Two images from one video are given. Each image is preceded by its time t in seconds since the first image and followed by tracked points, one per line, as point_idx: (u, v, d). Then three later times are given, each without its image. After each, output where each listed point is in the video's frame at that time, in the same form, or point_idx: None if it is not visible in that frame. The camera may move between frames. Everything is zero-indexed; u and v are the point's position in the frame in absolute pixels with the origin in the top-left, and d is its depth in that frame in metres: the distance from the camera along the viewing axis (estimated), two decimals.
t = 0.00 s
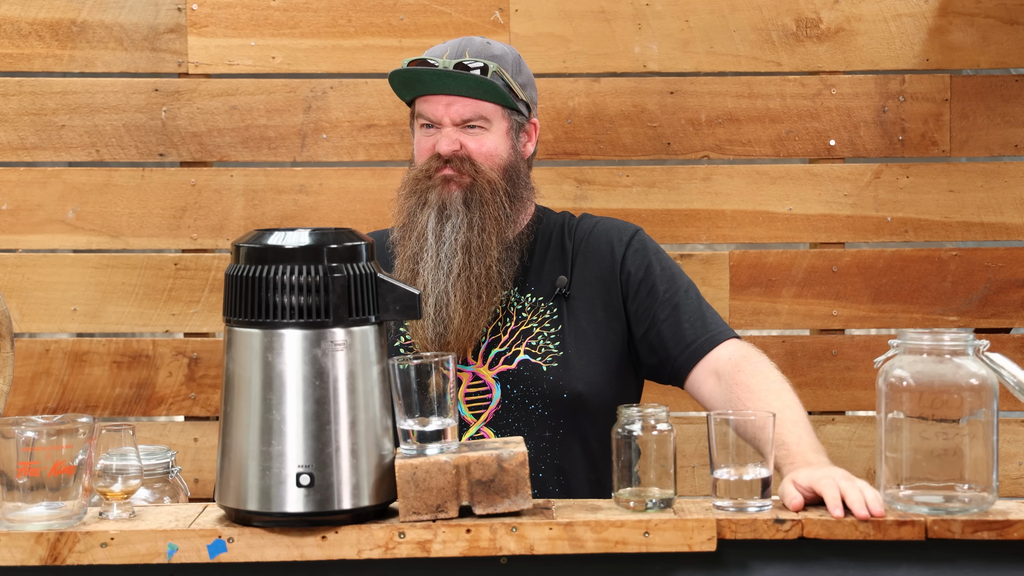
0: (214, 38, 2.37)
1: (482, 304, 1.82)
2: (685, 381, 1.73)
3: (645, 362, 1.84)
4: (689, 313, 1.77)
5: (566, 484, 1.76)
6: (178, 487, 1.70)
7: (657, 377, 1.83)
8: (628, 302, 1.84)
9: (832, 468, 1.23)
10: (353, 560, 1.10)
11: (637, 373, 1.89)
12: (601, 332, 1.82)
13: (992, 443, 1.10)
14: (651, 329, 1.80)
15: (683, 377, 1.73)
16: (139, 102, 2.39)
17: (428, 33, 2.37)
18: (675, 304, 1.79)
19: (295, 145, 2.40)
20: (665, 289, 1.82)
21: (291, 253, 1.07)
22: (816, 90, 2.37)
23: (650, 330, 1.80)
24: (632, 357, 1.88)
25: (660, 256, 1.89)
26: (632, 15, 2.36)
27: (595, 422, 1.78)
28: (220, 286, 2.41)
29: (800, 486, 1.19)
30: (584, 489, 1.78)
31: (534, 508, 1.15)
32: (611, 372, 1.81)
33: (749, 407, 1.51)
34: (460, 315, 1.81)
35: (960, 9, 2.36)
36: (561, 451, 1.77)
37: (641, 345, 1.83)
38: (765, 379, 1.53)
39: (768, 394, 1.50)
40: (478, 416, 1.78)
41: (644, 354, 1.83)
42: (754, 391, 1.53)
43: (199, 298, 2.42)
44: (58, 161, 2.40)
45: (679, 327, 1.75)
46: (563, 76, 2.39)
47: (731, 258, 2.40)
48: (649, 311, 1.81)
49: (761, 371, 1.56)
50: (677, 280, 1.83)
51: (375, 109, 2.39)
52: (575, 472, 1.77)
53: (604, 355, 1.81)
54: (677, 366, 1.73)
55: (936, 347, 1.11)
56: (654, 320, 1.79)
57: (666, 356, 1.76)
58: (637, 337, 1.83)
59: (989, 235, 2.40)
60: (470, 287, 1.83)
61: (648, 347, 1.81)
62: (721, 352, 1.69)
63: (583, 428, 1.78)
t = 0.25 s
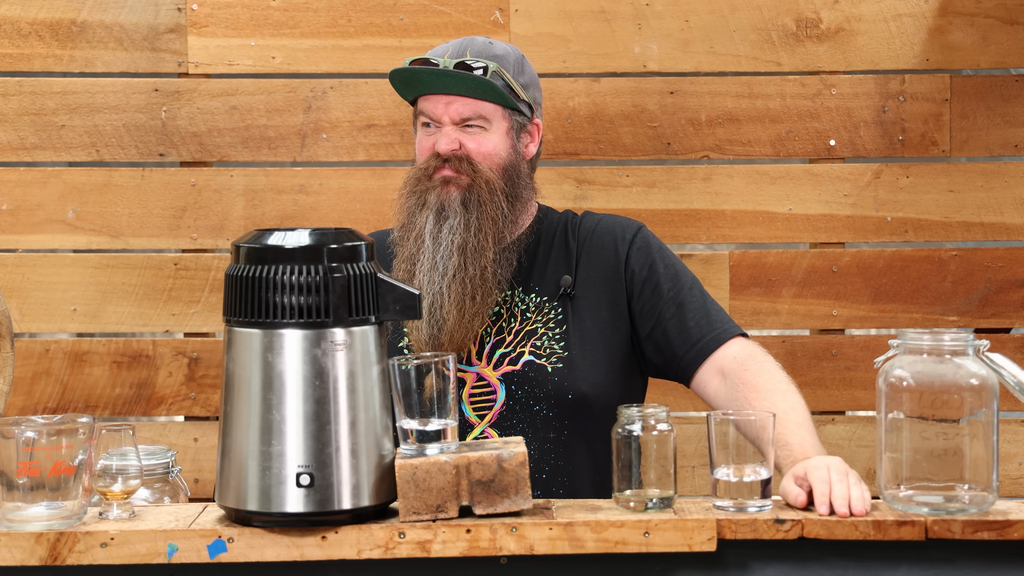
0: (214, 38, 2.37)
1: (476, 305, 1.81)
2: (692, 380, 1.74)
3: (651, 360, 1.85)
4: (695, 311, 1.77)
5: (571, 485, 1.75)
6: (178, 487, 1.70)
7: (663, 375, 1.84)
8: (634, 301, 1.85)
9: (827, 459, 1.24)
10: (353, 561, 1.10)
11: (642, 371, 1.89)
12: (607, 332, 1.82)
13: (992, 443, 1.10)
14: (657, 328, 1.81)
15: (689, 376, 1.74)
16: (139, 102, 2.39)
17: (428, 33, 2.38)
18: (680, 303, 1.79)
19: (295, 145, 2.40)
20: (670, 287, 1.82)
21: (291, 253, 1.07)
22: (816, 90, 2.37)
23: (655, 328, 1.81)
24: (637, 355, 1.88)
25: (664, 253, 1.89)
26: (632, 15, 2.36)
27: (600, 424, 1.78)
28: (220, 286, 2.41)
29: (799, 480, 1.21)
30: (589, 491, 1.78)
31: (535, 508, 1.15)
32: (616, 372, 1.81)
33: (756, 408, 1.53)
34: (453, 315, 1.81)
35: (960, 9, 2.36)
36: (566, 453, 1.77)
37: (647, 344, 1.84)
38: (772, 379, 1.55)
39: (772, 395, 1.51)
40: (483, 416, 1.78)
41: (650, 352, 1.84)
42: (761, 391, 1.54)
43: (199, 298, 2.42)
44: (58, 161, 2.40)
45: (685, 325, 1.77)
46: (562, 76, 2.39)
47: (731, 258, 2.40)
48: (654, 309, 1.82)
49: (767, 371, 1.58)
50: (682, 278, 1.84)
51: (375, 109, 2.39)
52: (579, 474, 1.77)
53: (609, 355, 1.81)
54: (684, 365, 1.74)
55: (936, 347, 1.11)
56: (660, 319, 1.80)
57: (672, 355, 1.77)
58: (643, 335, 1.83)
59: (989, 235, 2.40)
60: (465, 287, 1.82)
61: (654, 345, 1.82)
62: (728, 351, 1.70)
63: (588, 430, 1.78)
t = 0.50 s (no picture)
0: (214, 38, 2.37)
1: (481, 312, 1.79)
2: (694, 380, 1.75)
3: (653, 361, 1.85)
4: (697, 311, 1.78)
5: (571, 486, 1.76)
6: (178, 488, 1.70)
7: (665, 375, 1.84)
8: (634, 301, 1.85)
9: (828, 459, 1.24)
10: (353, 561, 1.10)
11: (643, 371, 1.90)
12: (607, 333, 1.82)
13: (992, 443, 1.10)
14: (659, 328, 1.81)
15: (692, 376, 1.74)
16: (139, 102, 2.39)
17: (428, 33, 2.38)
18: (682, 303, 1.80)
19: (295, 145, 2.40)
20: (671, 287, 1.82)
21: (291, 253, 1.07)
22: (816, 90, 2.37)
23: (657, 328, 1.81)
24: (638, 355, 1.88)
25: (665, 252, 1.89)
26: (632, 15, 2.36)
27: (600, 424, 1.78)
28: (220, 286, 2.41)
29: (800, 480, 1.21)
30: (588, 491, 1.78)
31: (534, 508, 1.15)
32: (616, 373, 1.81)
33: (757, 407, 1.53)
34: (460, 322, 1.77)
35: (960, 9, 2.36)
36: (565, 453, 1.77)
37: (648, 344, 1.83)
38: (772, 380, 1.55)
39: (773, 396, 1.52)
40: (482, 417, 1.78)
41: (651, 353, 1.84)
42: (763, 390, 1.55)
43: (199, 298, 2.42)
44: (58, 161, 2.40)
45: (687, 325, 1.77)
46: (562, 76, 2.39)
47: (731, 258, 2.40)
48: (655, 310, 1.82)
49: (768, 372, 1.58)
50: (683, 278, 1.84)
51: (374, 109, 2.39)
52: (578, 474, 1.77)
53: (610, 356, 1.81)
54: (686, 365, 1.75)
55: (936, 347, 1.11)
56: (662, 319, 1.80)
57: (674, 355, 1.78)
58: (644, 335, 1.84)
59: (989, 235, 2.40)
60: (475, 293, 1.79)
61: (655, 345, 1.82)
62: (730, 351, 1.70)
63: (586, 431, 1.78)
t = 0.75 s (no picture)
0: (214, 38, 2.37)
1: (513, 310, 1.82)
2: (693, 382, 1.74)
3: (651, 363, 1.85)
4: (696, 313, 1.78)
5: (568, 487, 1.75)
6: (178, 488, 1.70)
7: (664, 377, 1.84)
8: (633, 302, 1.85)
9: (827, 459, 1.24)
10: (353, 561, 1.10)
11: (642, 373, 1.89)
12: (606, 334, 1.83)
13: (992, 443, 1.10)
14: (658, 330, 1.81)
15: (691, 378, 1.74)
16: (139, 102, 2.39)
17: (428, 33, 2.38)
18: (681, 305, 1.80)
19: (295, 145, 2.40)
20: (670, 289, 1.83)
21: (291, 253, 1.07)
22: (816, 90, 2.37)
23: (656, 330, 1.81)
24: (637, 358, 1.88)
25: (665, 255, 1.89)
26: (632, 15, 2.36)
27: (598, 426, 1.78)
28: (220, 286, 2.41)
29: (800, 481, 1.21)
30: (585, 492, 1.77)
31: (534, 509, 1.15)
32: (613, 374, 1.81)
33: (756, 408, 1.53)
34: (495, 319, 1.79)
35: (960, 9, 2.36)
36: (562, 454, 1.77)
37: (647, 346, 1.83)
38: (771, 381, 1.55)
39: (771, 397, 1.52)
40: (479, 418, 1.77)
41: (650, 355, 1.84)
42: (761, 392, 1.55)
43: (199, 298, 2.42)
44: (58, 161, 2.40)
45: (686, 327, 1.77)
46: (562, 76, 2.39)
47: (731, 258, 2.40)
48: (654, 312, 1.82)
49: (767, 373, 1.58)
50: (682, 280, 1.84)
51: (374, 109, 2.39)
52: (576, 475, 1.77)
53: (609, 357, 1.82)
54: (685, 367, 1.75)
55: (936, 347, 1.11)
56: (661, 321, 1.80)
57: (673, 357, 1.78)
58: (643, 338, 1.84)
59: (989, 235, 2.40)
60: (506, 289, 1.83)
61: (654, 347, 1.82)
62: (729, 353, 1.70)
63: (584, 432, 1.78)
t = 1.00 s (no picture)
0: (214, 38, 2.37)
1: (499, 305, 1.82)
2: (691, 383, 1.75)
3: (650, 365, 1.85)
4: (697, 315, 1.78)
5: (570, 487, 1.75)
6: (177, 488, 1.70)
7: (663, 379, 1.84)
8: (634, 304, 1.85)
9: (827, 459, 1.24)
10: (353, 561, 1.10)
11: (642, 375, 1.89)
12: (607, 335, 1.83)
13: (992, 443, 1.10)
14: (658, 331, 1.81)
15: (689, 380, 1.74)
16: (139, 102, 2.39)
17: (428, 33, 2.38)
18: (682, 307, 1.80)
19: (295, 145, 2.40)
20: (671, 290, 1.83)
21: (291, 253, 1.07)
22: (816, 90, 2.37)
23: (656, 331, 1.81)
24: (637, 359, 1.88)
25: (666, 257, 1.89)
26: (632, 15, 2.36)
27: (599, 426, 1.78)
28: (220, 286, 2.41)
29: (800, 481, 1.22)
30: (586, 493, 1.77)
31: (534, 508, 1.15)
32: (614, 375, 1.81)
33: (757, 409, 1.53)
34: (477, 314, 1.80)
35: (960, 9, 2.36)
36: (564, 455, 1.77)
37: (647, 348, 1.83)
38: (771, 382, 1.55)
39: (771, 397, 1.52)
40: (481, 417, 1.78)
41: (650, 357, 1.84)
42: (761, 392, 1.55)
43: (199, 298, 2.42)
44: (58, 161, 2.40)
45: (686, 329, 1.77)
46: (562, 76, 2.39)
47: (731, 258, 2.40)
48: (655, 313, 1.82)
49: (767, 374, 1.58)
50: (683, 282, 1.84)
51: (374, 109, 2.39)
52: (577, 476, 1.77)
53: (610, 358, 1.82)
54: (684, 369, 1.75)
55: (936, 347, 1.11)
56: (661, 322, 1.81)
57: (672, 358, 1.78)
58: (643, 339, 1.84)
59: (989, 235, 2.40)
60: (493, 287, 1.83)
61: (654, 348, 1.82)
62: (728, 355, 1.70)
63: (586, 433, 1.78)
